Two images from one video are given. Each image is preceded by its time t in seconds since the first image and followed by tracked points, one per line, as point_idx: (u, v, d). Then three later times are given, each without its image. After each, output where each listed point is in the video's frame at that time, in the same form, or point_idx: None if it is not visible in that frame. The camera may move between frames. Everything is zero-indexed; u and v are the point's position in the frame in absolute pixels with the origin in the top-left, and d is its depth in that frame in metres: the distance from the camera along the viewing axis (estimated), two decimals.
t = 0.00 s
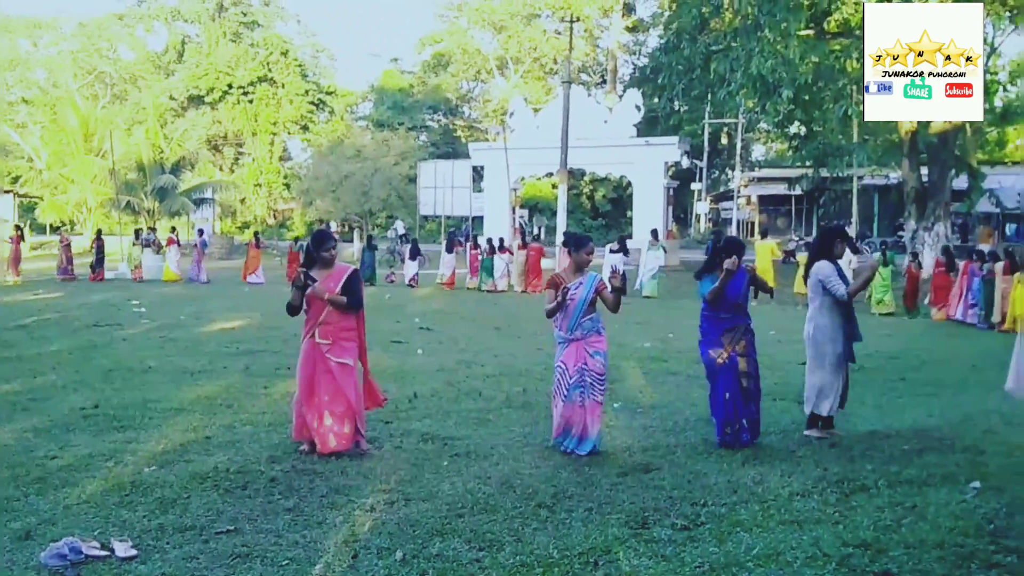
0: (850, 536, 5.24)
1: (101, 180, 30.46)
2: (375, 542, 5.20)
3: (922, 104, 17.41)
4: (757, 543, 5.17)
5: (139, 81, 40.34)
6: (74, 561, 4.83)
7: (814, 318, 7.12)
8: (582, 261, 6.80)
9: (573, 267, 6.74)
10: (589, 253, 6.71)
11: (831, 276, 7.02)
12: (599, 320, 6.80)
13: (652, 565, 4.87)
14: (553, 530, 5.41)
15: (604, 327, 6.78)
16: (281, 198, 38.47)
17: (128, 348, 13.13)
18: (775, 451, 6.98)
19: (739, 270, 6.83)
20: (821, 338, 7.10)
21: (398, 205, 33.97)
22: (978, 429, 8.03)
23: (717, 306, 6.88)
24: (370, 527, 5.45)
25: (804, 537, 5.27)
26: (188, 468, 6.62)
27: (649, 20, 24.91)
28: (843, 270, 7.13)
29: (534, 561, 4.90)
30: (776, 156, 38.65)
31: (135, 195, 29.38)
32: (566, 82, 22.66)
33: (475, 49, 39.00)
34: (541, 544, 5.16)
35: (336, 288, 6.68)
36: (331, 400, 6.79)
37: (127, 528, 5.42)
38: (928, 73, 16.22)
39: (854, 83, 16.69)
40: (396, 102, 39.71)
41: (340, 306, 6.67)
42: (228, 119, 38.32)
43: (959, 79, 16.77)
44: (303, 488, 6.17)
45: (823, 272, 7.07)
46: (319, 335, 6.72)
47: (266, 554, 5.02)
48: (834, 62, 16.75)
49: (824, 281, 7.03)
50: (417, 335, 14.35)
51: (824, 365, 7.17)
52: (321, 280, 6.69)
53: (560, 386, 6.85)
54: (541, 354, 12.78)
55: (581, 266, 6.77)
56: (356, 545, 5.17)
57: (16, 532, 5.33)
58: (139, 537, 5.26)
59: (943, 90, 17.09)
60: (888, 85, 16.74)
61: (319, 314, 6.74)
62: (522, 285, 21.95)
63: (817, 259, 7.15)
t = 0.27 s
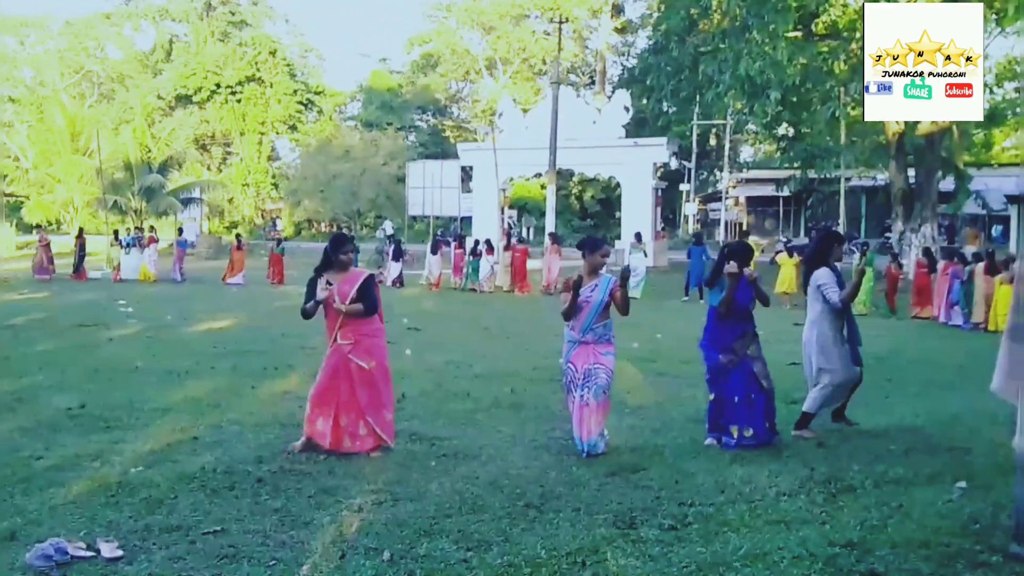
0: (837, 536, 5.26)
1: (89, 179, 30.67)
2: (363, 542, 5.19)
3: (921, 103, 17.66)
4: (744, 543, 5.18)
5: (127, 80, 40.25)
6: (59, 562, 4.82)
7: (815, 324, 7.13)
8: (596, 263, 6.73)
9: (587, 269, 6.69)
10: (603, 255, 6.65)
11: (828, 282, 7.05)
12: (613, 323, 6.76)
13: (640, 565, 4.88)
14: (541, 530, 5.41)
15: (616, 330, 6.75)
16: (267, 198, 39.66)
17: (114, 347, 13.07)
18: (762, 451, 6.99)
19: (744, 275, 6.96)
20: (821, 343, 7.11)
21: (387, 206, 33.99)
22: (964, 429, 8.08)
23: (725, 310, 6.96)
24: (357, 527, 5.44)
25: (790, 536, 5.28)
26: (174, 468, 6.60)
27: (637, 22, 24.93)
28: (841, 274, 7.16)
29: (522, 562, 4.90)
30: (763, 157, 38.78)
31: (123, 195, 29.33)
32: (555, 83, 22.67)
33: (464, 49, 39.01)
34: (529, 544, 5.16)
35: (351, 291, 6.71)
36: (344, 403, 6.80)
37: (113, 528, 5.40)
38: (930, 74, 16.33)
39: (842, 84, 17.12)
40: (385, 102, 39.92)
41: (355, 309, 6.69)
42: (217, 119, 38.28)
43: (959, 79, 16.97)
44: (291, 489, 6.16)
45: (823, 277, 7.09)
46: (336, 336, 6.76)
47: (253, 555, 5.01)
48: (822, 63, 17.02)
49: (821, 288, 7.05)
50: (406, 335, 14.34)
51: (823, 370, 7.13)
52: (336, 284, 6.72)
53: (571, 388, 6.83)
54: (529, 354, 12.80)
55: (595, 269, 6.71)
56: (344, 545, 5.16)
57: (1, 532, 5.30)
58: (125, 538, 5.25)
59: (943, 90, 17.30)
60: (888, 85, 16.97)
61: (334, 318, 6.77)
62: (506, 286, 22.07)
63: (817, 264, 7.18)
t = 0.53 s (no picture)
0: (830, 535, 5.26)
1: (82, 178, 30.55)
2: (357, 542, 5.18)
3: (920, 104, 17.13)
4: (738, 542, 5.18)
5: (121, 79, 40.24)
6: (52, 563, 4.80)
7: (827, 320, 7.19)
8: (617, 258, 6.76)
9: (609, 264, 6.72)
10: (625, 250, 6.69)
11: (844, 279, 7.10)
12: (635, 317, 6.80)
13: (634, 564, 4.88)
14: (535, 529, 5.41)
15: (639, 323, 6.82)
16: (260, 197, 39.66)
17: (108, 347, 13.04)
18: (755, 450, 7.00)
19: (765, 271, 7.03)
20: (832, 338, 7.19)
21: (381, 205, 33.95)
22: (956, 427, 8.10)
23: (749, 306, 6.97)
24: (351, 527, 5.43)
25: (784, 535, 5.29)
26: (166, 467, 6.59)
27: (632, 21, 24.94)
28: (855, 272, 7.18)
29: (516, 561, 4.90)
30: (757, 156, 38.86)
31: (117, 194, 29.79)
32: (549, 81, 22.67)
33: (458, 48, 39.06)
34: (523, 544, 5.16)
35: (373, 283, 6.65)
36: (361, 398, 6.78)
37: (106, 529, 5.39)
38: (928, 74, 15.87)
39: (835, 83, 16.86)
40: (379, 101, 41.03)
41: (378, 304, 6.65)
42: (210, 118, 38.32)
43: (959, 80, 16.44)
44: (284, 489, 6.15)
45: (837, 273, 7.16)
46: (356, 336, 6.69)
47: (247, 554, 5.00)
48: (816, 62, 17.08)
49: (837, 286, 7.10)
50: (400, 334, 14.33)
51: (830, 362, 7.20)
52: (360, 275, 6.63)
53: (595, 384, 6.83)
54: (524, 353, 12.81)
55: (616, 263, 6.74)
56: (337, 544, 5.16)
57: None
58: (118, 538, 5.23)
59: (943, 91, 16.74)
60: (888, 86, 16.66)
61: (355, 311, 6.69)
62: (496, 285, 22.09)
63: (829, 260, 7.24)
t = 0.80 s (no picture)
0: (828, 528, 5.27)
1: (79, 172, 30.45)
2: (356, 535, 5.19)
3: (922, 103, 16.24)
4: (736, 535, 5.19)
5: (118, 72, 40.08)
6: (50, 556, 4.81)
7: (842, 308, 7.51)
8: (639, 251, 6.82)
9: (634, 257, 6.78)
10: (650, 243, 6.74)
11: (857, 266, 7.44)
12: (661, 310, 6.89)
13: (632, 557, 4.88)
14: (532, 523, 5.41)
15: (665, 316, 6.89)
16: (259, 189, 39.66)
17: (105, 341, 13.02)
18: (754, 442, 7.01)
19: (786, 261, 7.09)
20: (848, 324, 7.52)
21: (378, 198, 33.80)
22: (955, 420, 8.11)
23: (770, 296, 7.01)
24: (349, 520, 5.44)
25: (782, 528, 5.29)
26: (165, 460, 6.60)
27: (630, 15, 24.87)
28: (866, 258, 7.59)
29: (514, 554, 4.90)
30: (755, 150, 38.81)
31: (113, 187, 30.35)
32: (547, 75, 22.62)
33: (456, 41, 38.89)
34: (521, 537, 5.15)
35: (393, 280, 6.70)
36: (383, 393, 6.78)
37: (104, 522, 5.39)
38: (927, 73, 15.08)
39: (834, 77, 17.01)
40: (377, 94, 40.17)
41: (397, 300, 6.69)
42: (207, 111, 38.18)
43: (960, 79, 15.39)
44: (283, 481, 6.15)
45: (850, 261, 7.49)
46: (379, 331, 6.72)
47: (245, 548, 5.00)
48: (814, 55, 17.21)
49: (851, 272, 7.43)
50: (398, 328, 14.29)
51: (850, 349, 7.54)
52: (380, 270, 6.70)
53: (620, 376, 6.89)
54: (522, 347, 12.81)
55: (640, 256, 6.81)
56: (336, 537, 5.16)
57: None
58: (116, 531, 5.24)
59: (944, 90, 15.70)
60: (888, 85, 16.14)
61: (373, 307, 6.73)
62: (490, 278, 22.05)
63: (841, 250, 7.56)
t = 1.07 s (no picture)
0: (840, 533, 5.26)
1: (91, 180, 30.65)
2: (367, 541, 5.20)
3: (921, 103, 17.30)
4: (747, 540, 5.19)
5: (129, 80, 40.34)
6: (63, 562, 4.83)
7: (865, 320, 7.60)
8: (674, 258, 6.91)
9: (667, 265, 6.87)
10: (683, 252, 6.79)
11: (879, 280, 7.52)
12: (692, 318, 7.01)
13: (643, 563, 4.89)
14: (543, 528, 5.41)
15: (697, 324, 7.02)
16: (269, 196, 39.97)
17: (116, 347, 13.07)
18: (765, 448, 7.00)
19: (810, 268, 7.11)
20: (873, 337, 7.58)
21: (388, 204, 33.93)
22: (966, 425, 8.09)
23: (797, 306, 7.07)
24: (361, 526, 5.45)
25: (793, 533, 5.29)
26: (176, 467, 6.62)
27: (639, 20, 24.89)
28: (889, 273, 7.65)
29: (525, 559, 4.91)
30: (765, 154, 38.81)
31: (124, 194, 30.27)
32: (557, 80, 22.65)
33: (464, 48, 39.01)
34: (532, 542, 5.17)
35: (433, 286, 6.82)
36: (419, 402, 6.83)
37: (117, 528, 5.42)
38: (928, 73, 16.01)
39: (842, 80, 16.90)
40: (386, 100, 40.86)
41: (439, 306, 6.80)
42: (218, 118, 38.43)
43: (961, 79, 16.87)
44: (294, 488, 6.17)
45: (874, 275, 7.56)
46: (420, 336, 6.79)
47: (257, 553, 5.02)
48: (823, 59, 16.92)
49: (873, 286, 7.51)
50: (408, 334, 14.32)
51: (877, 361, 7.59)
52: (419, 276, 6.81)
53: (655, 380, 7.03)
54: (532, 352, 12.82)
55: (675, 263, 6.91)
56: (347, 543, 5.17)
57: (5, 533, 5.32)
58: (129, 537, 5.26)
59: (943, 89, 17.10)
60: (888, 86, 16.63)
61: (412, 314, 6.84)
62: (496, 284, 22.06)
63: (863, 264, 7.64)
